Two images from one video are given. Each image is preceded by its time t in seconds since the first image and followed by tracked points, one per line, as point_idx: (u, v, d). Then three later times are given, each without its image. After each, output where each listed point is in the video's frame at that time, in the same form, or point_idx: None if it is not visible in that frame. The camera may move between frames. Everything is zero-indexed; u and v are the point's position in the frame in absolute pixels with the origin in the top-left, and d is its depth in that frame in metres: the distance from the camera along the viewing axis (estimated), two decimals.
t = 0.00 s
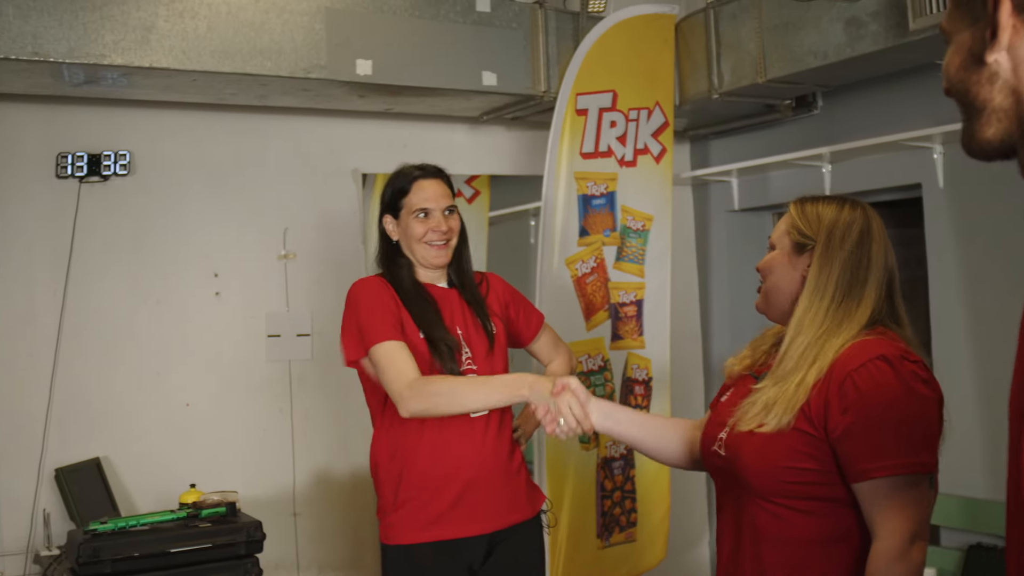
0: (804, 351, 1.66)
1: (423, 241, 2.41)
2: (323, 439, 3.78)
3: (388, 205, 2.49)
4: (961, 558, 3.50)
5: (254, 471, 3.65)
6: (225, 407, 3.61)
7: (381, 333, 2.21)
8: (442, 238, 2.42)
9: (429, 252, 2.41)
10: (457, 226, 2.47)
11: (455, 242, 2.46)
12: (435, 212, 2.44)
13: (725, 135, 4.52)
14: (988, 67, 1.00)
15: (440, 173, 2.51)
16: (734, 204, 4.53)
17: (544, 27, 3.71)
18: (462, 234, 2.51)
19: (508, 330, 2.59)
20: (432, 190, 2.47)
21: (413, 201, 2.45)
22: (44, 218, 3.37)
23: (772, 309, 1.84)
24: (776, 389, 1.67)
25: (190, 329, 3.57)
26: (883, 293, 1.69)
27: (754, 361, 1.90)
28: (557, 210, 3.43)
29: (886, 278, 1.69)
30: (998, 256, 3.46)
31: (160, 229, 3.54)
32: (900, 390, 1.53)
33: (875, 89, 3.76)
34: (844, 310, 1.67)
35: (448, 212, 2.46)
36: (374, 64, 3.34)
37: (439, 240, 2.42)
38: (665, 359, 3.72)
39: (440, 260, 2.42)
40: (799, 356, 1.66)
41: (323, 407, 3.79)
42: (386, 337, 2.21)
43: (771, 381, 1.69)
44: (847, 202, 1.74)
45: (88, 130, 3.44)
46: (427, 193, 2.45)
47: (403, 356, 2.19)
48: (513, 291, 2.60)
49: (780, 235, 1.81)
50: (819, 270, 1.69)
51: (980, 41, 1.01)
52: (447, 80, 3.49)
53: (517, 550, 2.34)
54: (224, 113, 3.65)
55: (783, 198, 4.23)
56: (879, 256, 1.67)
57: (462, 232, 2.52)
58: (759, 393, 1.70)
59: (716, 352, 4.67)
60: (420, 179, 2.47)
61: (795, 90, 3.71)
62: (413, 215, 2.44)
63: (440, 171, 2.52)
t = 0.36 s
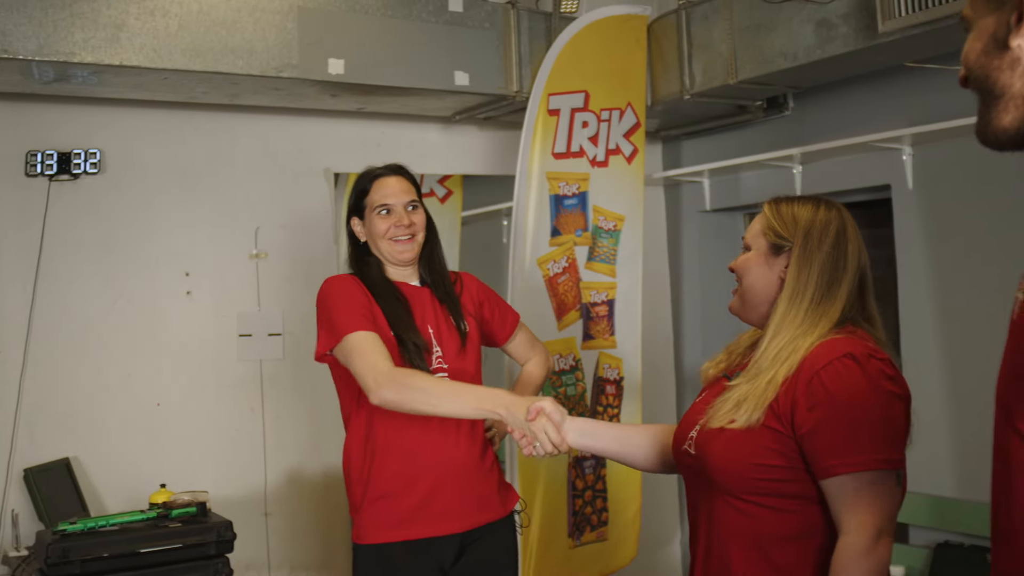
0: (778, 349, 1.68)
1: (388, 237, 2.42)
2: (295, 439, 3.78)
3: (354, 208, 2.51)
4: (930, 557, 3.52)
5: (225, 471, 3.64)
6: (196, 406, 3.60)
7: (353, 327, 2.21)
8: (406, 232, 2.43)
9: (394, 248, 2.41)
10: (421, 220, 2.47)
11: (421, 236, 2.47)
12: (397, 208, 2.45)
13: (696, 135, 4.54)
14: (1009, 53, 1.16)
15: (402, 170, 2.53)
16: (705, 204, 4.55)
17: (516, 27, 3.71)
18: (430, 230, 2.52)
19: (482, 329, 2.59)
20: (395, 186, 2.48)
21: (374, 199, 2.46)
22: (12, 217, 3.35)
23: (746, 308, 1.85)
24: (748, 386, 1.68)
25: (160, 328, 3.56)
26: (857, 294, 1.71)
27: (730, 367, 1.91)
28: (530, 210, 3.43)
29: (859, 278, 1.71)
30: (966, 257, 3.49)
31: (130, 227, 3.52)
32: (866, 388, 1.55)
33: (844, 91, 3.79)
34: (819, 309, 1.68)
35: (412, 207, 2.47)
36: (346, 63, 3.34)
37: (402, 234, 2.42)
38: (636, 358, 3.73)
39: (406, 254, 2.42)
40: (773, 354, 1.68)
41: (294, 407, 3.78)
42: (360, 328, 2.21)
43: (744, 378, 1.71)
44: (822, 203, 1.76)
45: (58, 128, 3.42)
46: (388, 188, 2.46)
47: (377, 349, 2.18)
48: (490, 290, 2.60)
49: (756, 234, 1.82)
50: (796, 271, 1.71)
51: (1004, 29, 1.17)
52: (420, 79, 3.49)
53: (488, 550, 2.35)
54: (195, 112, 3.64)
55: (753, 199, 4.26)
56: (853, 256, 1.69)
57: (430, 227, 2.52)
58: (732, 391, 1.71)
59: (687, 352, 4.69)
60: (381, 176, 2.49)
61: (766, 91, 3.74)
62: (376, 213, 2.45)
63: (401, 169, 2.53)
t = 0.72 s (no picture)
0: (757, 350, 1.68)
1: (366, 234, 2.42)
2: (268, 439, 3.77)
3: (333, 204, 2.51)
4: (898, 555, 3.56)
5: (196, 471, 3.63)
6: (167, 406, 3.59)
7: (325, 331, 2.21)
8: (384, 229, 2.42)
9: (372, 245, 2.41)
10: (400, 217, 2.47)
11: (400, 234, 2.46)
12: (376, 205, 2.45)
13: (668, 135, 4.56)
14: (1017, 44, 1.18)
15: (383, 167, 2.53)
16: (677, 205, 4.57)
17: (489, 27, 3.72)
18: (409, 227, 2.52)
19: (462, 328, 2.59)
20: (374, 183, 2.47)
21: (354, 195, 2.46)
22: None
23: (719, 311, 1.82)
24: (728, 380, 1.69)
25: (131, 328, 3.54)
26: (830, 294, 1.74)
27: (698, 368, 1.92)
28: (502, 210, 3.44)
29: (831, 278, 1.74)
30: (934, 258, 3.52)
31: (101, 227, 3.51)
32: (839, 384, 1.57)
33: (815, 93, 3.82)
34: (801, 309, 1.70)
35: (391, 204, 2.47)
36: (319, 62, 3.33)
37: (381, 231, 2.42)
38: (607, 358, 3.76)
39: (384, 252, 2.42)
40: (752, 355, 1.68)
41: (266, 406, 3.77)
42: (332, 331, 2.22)
43: (722, 373, 1.72)
44: (791, 204, 1.78)
45: (29, 127, 3.39)
46: (367, 185, 2.46)
47: (346, 355, 2.19)
48: (470, 288, 2.59)
49: (731, 237, 1.78)
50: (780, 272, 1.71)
51: (1012, 20, 1.18)
52: (392, 79, 3.49)
53: (460, 553, 2.35)
54: (167, 111, 3.63)
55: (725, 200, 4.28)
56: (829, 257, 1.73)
57: (410, 225, 2.52)
58: (708, 389, 1.72)
59: (660, 352, 4.71)
60: (361, 173, 2.49)
61: (737, 92, 3.76)
62: (354, 209, 2.44)
63: (381, 167, 2.53)
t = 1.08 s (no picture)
0: (742, 347, 1.70)
1: (358, 235, 2.40)
2: (242, 439, 3.77)
3: (326, 204, 2.50)
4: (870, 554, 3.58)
5: (169, 471, 3.62)
6: (140, 407, 3.58)
7: (306, 352, 2.20)
8: (377, 230, 2.41)
9: (364, 246, 2.40)
10: (393, 219, 2.46)
11: (393, 235, 2.45)
12: (369, 206, 2.43)
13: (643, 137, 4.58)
14: (997, 60, 1.20)
15: (378, 168, 2.52)
16: (651, 206, 4.59)
17: (464, 28, 3.73)
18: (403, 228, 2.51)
19: (461, 323, 2.61)
20: (368, 184, 2.47)
21: (346, 196, 2.45)
22: None
23: (708, 315, 1.78)
24: (717, 368, 1.69)
25: (104, 328, 3.53)
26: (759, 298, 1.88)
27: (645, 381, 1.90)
28: (478, 209, 3.46)
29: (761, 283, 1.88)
30: (905, 259, 3.56)
31: (75, 226, 3.49)
32: (813, 384, 1.60)
33: (788, 95, 3.85)
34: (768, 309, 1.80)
35: (384, 205, 2.46)
36: (294, 62, 3.33)
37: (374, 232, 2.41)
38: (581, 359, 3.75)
39: (376, 253, 2.41)
40: (741, 351, 1.69)
41: (240, 406, 3.77)
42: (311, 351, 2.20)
43: (707, 367, 1.71)
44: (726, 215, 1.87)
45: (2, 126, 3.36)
46: (360, 185, 2.46)
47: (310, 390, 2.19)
48: (468, 283, 2.61)
49: (725, 243, 1.77)
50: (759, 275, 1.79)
51: (994, 36, 1.20)
52: (368, 79, 3.49)
53: (451, 554, 2.36)
54: (141, 110, 3.61)
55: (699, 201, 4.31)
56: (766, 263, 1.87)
57: (404, 226, 2.52)
58: (686, 386, 1.72)
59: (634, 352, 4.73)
60: (355, 173, 2.48)
61: (712, 94, 3.77)
62: (346, 210, 2.43)
63: (375, 168, 2.52)
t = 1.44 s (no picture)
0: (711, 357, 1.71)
1: (357, 241, 2.37)
2: (219, 439, 3.76)
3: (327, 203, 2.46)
4: (845, 552, 3.61)
5: (145, 472, 3.60)
6: (116, 407, 3.56)
7: (292, 363, 2.26)
8: (377, 236, 2.37)
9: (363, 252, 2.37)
10: (393, 222, 2.41)
11: (392, 238, 2.41)
12: (368, 212, 2.39)
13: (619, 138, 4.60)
14: (972, 71, 1.20)
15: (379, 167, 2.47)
16: (627, 207, 4.60)
17: (442, 28, 3.73)
18: (405, 225, 2.47)
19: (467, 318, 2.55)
20: (368, 188, 2.41)
21: (344, 200, 2.40)
22: None
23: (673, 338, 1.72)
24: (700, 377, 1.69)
25: (79, 328, 3.51)
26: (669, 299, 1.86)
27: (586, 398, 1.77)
28: (455, 206, 3.49)
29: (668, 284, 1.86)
30: (880, 260, 3.58)
31: (49, 225, 3.47)
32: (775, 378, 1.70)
33: (764, 96, 3.86)
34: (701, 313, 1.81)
35: (383, 207, 2.41)
36: (271, 62, 3.33)
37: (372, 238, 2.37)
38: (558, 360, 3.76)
39: (376, 258, 2.38)
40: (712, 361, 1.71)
41: (216, 407, 3.76)
42: (294, 361, 2.27)
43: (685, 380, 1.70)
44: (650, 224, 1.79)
45: None
46: (361, 191, 2.40)
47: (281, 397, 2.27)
48: (474, 279, 2.55)
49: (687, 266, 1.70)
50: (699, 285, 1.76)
51: (968, 49, 1.21)
52: (344, 79, 3.49)
53: (451, 553, 2.31)
54: (117, 109, 3.60)
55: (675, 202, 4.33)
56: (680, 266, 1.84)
57: (406, 223, 2.47)
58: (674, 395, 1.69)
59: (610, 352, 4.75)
60: (354, 175, 2.43)
61: (688, 95, 3.79)
62: (345, 215, 2.39)
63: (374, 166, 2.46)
